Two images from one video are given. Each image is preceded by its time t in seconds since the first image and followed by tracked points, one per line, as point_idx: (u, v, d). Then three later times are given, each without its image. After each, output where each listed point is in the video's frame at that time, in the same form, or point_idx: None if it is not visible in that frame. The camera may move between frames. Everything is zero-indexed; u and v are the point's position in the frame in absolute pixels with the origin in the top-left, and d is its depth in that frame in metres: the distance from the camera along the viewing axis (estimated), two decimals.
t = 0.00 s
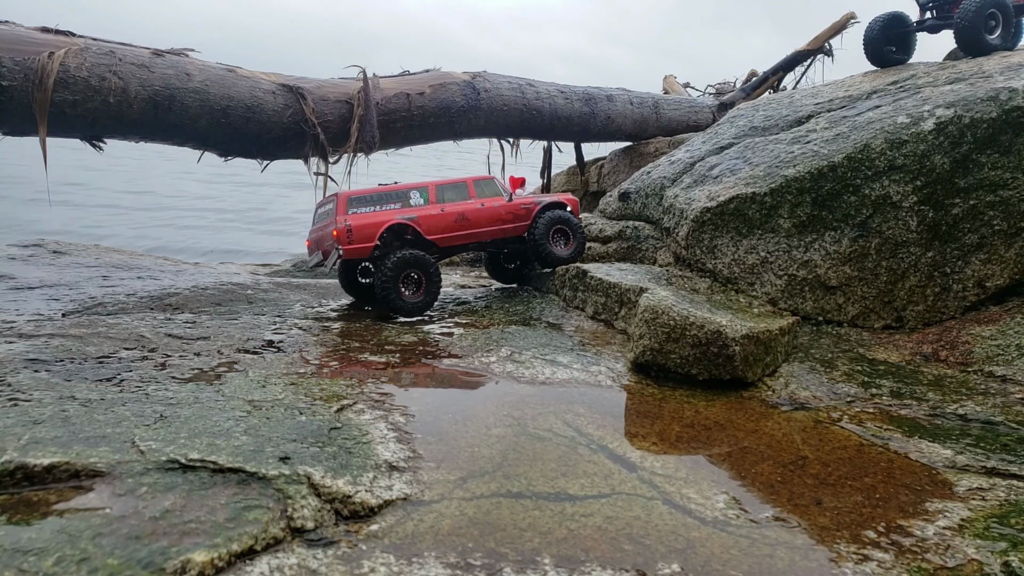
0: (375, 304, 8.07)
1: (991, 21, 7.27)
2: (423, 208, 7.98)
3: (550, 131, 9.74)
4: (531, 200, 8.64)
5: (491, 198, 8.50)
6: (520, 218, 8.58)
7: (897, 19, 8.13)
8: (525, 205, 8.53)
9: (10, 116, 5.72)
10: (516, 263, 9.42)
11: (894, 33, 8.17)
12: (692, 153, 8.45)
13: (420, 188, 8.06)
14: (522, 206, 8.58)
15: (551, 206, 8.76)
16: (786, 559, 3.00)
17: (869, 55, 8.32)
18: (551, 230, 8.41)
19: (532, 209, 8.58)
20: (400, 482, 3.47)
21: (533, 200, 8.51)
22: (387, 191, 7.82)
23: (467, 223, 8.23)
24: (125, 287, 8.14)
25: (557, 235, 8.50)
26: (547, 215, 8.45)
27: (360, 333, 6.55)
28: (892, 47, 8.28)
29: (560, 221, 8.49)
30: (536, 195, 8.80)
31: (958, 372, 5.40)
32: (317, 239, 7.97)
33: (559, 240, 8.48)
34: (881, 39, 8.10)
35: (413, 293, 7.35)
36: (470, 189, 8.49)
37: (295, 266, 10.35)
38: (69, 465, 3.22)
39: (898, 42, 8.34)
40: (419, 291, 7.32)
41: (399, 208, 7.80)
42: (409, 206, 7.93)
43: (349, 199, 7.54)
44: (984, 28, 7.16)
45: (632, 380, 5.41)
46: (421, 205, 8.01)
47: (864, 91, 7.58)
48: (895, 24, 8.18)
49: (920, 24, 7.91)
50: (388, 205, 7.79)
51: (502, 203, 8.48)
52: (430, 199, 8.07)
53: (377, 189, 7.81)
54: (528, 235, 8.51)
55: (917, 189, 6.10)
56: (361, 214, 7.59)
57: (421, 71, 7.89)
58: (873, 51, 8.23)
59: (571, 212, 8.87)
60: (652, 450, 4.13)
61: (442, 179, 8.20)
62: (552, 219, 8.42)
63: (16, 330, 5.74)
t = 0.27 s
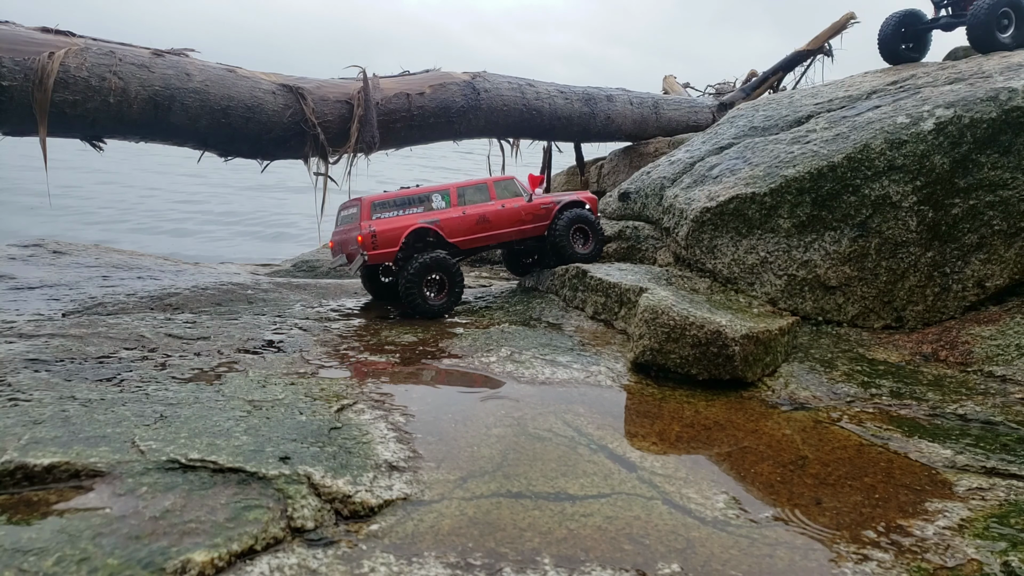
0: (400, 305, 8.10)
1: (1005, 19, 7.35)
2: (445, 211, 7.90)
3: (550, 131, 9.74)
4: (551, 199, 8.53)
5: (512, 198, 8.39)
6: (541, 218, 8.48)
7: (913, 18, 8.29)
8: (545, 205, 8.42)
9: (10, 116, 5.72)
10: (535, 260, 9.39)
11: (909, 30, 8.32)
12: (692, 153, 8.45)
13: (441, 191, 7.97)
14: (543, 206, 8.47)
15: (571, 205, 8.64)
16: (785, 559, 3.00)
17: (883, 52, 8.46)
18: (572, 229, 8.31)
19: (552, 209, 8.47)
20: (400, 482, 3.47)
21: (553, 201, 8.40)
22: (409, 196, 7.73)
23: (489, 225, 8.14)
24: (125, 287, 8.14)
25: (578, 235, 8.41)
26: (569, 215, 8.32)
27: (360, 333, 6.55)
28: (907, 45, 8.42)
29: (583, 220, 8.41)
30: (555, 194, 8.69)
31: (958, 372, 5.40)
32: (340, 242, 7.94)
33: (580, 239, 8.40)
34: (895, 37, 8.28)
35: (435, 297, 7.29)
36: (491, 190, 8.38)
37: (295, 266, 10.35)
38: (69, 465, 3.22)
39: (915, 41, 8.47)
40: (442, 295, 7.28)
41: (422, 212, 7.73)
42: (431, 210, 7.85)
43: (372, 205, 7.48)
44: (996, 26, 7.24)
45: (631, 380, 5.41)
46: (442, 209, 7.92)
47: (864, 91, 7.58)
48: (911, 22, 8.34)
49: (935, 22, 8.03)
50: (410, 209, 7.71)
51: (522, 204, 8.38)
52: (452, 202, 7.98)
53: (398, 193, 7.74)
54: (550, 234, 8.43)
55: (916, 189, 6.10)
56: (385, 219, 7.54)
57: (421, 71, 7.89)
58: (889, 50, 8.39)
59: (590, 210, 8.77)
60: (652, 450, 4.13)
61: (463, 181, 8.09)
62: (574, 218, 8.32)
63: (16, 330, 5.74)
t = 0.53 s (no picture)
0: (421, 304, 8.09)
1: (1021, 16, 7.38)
2: (468, 211, 7.77)
3: (550, 131, 9.73)
4: (572, 199, 8.40)
5: (533, 198, 8.27)
6: (561, 218, 8.35)
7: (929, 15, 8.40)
8: (566, 205, 8.29)
9: (10, 116, 5.72)
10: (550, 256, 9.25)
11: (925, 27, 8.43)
12: (692, 153, 8.45)
13: (464, 190, 7.83)
14: (564, 206, 8.34)
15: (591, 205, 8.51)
16: (785, 559, 3.00)
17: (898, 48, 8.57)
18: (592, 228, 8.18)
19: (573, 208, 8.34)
20: (399, 482, 3.47)
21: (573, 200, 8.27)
22: (433, 195, 7.60)
23: (511, 225, 8.02)
24: (125, 287, 8.14)
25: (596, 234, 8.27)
26: (586, 215, 8.15)
27: (359, 333, 6.55)
28: (923, 42, 8.53)
29: (600, 219, 8.26)
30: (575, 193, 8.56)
31: (958, 372, 5.40)
32: (362, 240, 7.84)
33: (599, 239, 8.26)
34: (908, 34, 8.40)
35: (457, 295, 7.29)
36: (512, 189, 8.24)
37: (296, 266, 10.36)
38: (69, 465, 3.22)
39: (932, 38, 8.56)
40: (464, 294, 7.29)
41: (445, 212, 7.61)
42: (454, 209, 7.72)
43: (397, 204, 7.34)
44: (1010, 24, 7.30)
45: (631, 380, 5.40)
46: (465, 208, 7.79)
47: (863, 91, 7.58)
48: (927, 20, 8.45)
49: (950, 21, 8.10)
50: (434, 209, 7.59)
51: (543, 203, 8.25)
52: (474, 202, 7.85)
53: (421, 191, 7.61)
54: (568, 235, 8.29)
55: (916, 189, 6.10)
56: (410, 219, 7.41)
57: (422, 71, 7.89)
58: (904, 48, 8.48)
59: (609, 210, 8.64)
60: (652, 449, 4.13)
61: (485, 180, 7.95)
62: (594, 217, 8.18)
63: (16, 330, 5.74)
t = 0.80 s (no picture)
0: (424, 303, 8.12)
1: None
2: (470, 212, 7.74)
3: (551, 131, 9.73)
4: (574, 199, 8.33)
5: (535, 197, 8.22)
6: (564, 218, 8.31)
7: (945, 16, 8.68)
8: (568, 205, 8.24)
9: (10, 116, 5.72)
10: (553, 251, 9.12)
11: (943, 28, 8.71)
12: (692, 153, 8.45)
13: (466, 190, 7.79)
14: (566, 206, 8.29)
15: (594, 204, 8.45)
16: (785, 559, 3.01)
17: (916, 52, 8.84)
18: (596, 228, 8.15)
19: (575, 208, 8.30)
20: (399, 482, 3.47)
21: (576, 201, 8.23)
22: (435, 195, 7.56)
23: (513, 225, 7.99)
24: (125, 287, 8.14)
25: (599, 234, 8.23)
26: (590, 215, 8.11)
27: (359, 333, 6.55)
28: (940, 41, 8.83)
29: (603, 219, 8.22)
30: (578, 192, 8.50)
31: (958, 372, 5.40)
32: (365, 238, 7.83)
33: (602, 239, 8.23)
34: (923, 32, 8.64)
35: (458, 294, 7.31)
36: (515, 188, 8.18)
37: (296, 265, 10.35)
38: (69, 465, 3.22)
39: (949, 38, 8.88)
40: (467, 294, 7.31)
41: (448, 213, 7.57)
42: (456, 210, 7.68)
43: (399, 205, 7.31)
44: None
45: (631, 380, 5.40)
46: (468, 208, 7.76)
47: (863, 91, 7.58)
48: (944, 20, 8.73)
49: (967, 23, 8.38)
50: (436, 210, 7.56)
51: (546, 203, 8.20)
52: (477, 202, 7.81)
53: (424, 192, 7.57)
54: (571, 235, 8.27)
55: (916, 189, 6.10)
56: (412, 220, 7.38)
57: (421, 71, 7.89)
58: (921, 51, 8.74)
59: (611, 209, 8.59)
60: (652, 450, 4.13)
61: (487, 181, 7.90)
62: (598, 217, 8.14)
63: (16, 330, 5.74)
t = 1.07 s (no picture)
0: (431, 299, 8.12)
1: None
2: (478, 213, 7.66)
3: (551, 131, 9.73)
4: (581, 199, 8.23)
5: (544, 197, 8.11)
6: (571, 218, 8.21)
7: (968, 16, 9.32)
8: (576, 205, 8.13)
9: (10, 116, 5.72)
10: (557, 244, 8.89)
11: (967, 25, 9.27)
12: (692, 153, 8.45)
13: (474, 192, 7.70)
14: (574, 206, 8.19)
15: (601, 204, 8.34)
16: (785, 559, 3.01)
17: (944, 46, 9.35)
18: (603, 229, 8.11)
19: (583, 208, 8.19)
20: (399, 482, 3.47)
21: (584, 200, 8.13)
22: (443, 198, 7.48)
23: (521, 227, 7.90)
24: (125, 287, 8.13)
25: (604, 233, 8.18)
26: (597, 215, 8.06)
27: (359, 333, 6.54)
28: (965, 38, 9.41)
29: (609, 219, 8.17)
30: (586, 191, 8.38)
31: (958, 372, 5.40)
32: (373, 238, 7.79)
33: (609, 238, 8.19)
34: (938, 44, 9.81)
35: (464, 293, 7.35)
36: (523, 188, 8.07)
37: (296, 265, 10.35)
38: (69, 465, 3.22)
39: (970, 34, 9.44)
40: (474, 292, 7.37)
41: (455, 215, 7.50)
42: (464, 212, 7.60)
43: (408, 208, 7.23)
44: None
45: (631, 380, 5.40)
46: (476, 210, 7.67)
47: (863, 91, 7.58)
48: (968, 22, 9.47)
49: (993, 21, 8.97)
50: (444, 212, 7.48)
51: (553, 204, 8.09)
52: (485, 204, 7.73)
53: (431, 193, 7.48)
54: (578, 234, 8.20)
55: (916, 189, 6.10)
56: (420, 222, 7.31)
57: (421, 71, 7.89)
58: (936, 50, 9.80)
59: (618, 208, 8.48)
60: (652, 450, 4.13)
61: (495, 182, 7.80)
62: (606, 217, 8.10)
63: (16, 330, 5.74)
